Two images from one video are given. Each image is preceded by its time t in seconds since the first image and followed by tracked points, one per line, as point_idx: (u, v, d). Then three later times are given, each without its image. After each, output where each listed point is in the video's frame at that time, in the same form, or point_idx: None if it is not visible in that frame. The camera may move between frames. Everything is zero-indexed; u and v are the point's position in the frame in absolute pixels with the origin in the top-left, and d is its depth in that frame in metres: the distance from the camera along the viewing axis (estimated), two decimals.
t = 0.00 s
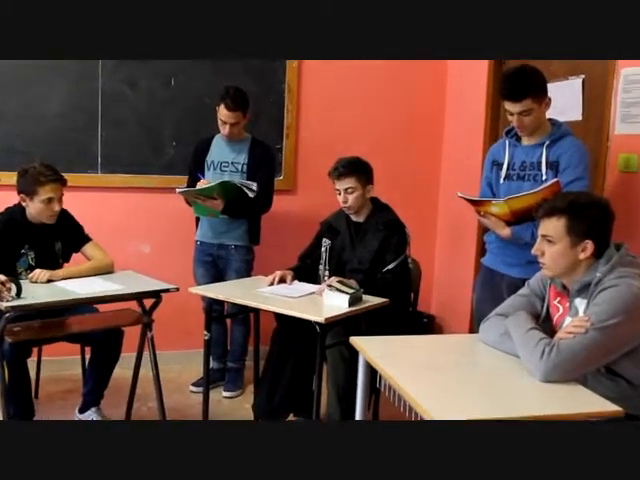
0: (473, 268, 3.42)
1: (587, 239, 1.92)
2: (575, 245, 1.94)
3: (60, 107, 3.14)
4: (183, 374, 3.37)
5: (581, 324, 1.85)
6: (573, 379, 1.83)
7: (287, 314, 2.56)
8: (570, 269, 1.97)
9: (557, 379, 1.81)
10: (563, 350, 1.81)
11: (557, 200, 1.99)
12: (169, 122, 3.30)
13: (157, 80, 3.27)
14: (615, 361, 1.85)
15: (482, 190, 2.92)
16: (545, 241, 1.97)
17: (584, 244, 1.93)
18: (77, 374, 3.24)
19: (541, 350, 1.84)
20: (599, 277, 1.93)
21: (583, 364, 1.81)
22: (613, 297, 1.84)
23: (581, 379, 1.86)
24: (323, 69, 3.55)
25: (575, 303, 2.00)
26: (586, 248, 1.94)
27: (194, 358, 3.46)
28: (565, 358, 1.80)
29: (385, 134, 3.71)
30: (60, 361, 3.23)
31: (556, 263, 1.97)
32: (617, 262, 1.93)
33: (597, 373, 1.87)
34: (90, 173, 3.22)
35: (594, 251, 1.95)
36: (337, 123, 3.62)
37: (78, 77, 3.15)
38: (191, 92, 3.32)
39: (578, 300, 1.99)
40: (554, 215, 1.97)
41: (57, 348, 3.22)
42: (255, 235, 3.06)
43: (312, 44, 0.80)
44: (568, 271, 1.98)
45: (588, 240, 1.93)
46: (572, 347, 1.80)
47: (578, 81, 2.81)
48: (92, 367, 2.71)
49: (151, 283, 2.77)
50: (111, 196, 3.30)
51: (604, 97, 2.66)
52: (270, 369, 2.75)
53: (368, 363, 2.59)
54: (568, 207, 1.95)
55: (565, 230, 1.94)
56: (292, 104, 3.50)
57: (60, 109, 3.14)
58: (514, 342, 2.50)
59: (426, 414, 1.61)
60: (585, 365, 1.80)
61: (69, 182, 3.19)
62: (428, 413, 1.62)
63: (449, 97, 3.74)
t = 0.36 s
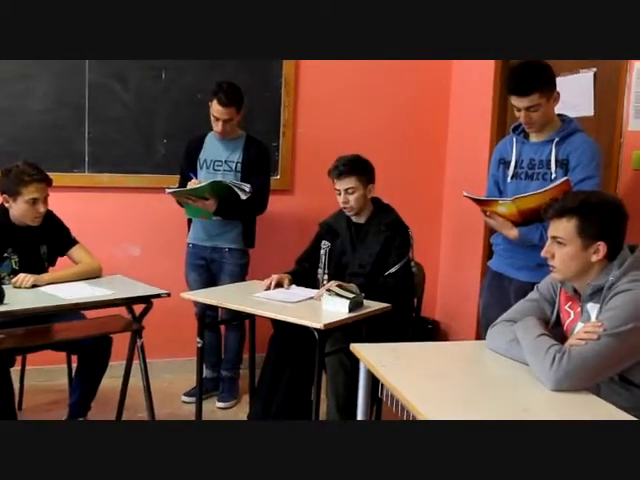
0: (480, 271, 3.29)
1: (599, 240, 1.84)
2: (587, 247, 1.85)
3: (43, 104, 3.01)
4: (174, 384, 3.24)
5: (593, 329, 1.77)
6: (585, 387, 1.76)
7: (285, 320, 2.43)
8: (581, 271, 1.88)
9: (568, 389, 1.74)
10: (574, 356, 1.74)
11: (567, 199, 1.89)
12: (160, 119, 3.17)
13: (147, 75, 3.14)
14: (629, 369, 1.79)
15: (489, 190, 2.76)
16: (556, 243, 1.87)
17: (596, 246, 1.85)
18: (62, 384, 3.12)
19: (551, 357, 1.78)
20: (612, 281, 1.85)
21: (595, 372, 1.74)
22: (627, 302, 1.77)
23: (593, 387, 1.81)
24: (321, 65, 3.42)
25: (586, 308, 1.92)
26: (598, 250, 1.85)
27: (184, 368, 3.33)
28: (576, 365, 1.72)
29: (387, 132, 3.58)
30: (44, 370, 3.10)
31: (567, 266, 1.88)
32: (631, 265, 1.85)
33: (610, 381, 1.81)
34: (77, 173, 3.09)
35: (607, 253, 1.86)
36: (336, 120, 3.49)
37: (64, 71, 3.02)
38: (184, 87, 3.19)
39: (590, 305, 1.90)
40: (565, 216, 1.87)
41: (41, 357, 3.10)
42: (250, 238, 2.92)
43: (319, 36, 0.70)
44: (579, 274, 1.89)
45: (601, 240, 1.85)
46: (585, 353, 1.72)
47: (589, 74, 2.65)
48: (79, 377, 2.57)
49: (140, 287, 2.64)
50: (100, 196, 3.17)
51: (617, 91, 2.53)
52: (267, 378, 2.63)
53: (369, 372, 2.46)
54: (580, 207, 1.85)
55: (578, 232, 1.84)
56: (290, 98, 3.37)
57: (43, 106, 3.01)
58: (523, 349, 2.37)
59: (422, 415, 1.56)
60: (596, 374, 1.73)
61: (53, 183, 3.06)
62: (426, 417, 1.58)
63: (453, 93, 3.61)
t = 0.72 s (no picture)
0: (484, 275, 3.16)
1: (610, 242, 1.77)
2: (597, 249, 1.77)
3: (26, 101, 2.90)
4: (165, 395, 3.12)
5: (605, 336, 1.69)
6: (596, 396, 1.68)
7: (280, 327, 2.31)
8: (592, 274, 1.81)
9: (580, 397, 1.67)
10: (585, 364, 1.65)
11: (577, 199, 1.82)
12: (149, 117, 3.06)
13: (136, 71, 3.03)
14: None
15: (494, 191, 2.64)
16: (564, 245, 1.82)
17: (607, 248, 1.77)
18: (47, 395, 3.02)
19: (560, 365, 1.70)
20: (624, 284, 1.78)
21: (608, 380, 1.66)
22: None
23: (606, 397, 1.73)
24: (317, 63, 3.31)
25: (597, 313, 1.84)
26: (609, 252, 1.78)
27: (176, 378, 3.21)
28: (589, 373, 1.64)
29: (386, 133, 3.47)
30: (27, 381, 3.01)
31: (577, 270, 1.81)
32: None
33: (623, 389, 1.73)
34: (63, 174, 2.98)
35: (619, 255, 1.79)
36: (333, 119, 3.37)
37: (48, 68, 2.92)
38: (174, 85, 3.08)
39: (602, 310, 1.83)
40: (574, 217, 1.80)
41: (24, 368, 3.00)
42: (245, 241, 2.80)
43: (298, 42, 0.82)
44: (589, 277, 1.82)
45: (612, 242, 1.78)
46: (597, 361, 1.64)
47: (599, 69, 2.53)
48: (65, 389, 2.45)
49: (129, 293, 2.52)
50: (87, 198, 3.05)
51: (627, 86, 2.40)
52: (262, 388, 2.52)
53: (369, 381, 2.34)
54: (590, 207, 1.78)
55: (588, 233, 1.77)
56: (285, 97, 3.25)
57: (26, 103, 2.90)
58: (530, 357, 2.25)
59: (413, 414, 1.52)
60: (610, 382, 1.65)
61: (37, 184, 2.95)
62: (420, 419, 1.54)
63: (455, 91, 3.49)
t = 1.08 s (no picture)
0: (486, 278, 3.08)
1: (617, 243, 1.67)
2: (603, 252, 1.68)
3: (7, 97, 2.80)
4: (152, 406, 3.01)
5: (611, 340, 1.60)
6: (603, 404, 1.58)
7: (273, 333, 2.21)
8: (597, 277, 1.71)
9: (585, 405, 1.57)
10: (590, 370, 1.56)
11: (583, 198, 1.72)
12: (135, 115, 2.96)
13: (121, 66, 2.92)
14: None
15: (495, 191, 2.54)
16: (568, 247, 1.72)
17: (614, 249, 1.68)
18: (30, 405, 2.97)
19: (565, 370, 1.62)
20: (630, 288, 1.67)
21: (614, 388, 1.56)
22: None
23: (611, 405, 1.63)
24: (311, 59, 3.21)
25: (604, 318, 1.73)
26: (616, 254, 1.68)
27: (165, 388, 3.11)
28: (593, 380, 1.55)
29: (383, 132, 3.37)
30: (10, 391, 2.96)
31: (582, 273, 1.71)
32: None
33: (629, 396, 1.63)
34: (45, 174, 2.87)
35: (626, 257, 1.69)
36: (327, 117, 3.28)
37: (29, 62, 2.81)
38: (162, 80, 2.97)
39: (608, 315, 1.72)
40: (579, 217, 1.71)
41: (6, 378, 2.96)
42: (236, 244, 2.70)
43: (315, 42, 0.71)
44: (594, 280, 1.72)
45: (618, 243, 1.68)
46: (602, 366, 1.55)
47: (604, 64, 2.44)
48: (49, 400, 2.34)
49: (115, 299, 2.41)
50: (71, 199, 2.95)
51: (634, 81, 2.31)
52: (253, 397, 2.41)
53: (365, 389, 2.24)
54: (595, 207, 1.68)
55: (593, 234, 1.68)
56: (276, 95, 3.16)
57: (7, 100, 2.80)
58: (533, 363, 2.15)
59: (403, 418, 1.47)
60: (616, 389, 1.56)
61: (19, 185, 2.85)
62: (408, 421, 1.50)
63: (456, 90, 3.39)
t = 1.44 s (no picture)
0: (496, 284, 3.02)
1: (630, 249, 1.60)
2: (616, 257, 1.61)
3: (1, 96, 2.74)
4: (149, 415, 2.95)
5: (624, 349, 1.53)
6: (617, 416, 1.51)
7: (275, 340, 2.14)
8: (609, 284, 1.64)
9: (596, 417, 1.50)
10: (603, 378, 1.49)
11: (595, 201, 1.65)
12: (132, 114, 2.89)
13: (119, 65, 2.85)
14: None
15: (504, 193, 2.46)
16: (579, 251, 1.65)
17: (627, 255, 1.61)
18: (25, 413, 2.90)
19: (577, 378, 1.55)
20: None
21: (628, 398, 1.49)
22: None
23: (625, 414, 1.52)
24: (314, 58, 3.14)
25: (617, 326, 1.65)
26: (629, 260, 1.61)
27: (163, 396, 3.05)
28: (606, 389, 1.47)
29: (388, 132, 3.30)
30: (5, 399, 2.90)
31: (594, 279, 1.64)
32: None
33: None
34: (41, 175, 2.81)
35: None
36: (331, 117, 3.20)
37: (24, 61, 2.75)
38: (161, 79, 2.90)
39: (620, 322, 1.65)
40: (591, 221, 1.64)
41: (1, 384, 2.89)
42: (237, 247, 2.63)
43: (319, 41, 0.81)
44: (606, 287, 1.65)
45: (632, 249, 1.61)
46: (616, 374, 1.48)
47: (618, 62, 2.36)
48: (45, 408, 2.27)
49: (112, 304, 2.34)
50: (69, 201, 2.88)
51: None
52: (254, 407, 2.34)
53: (370, 397, 2.16)
54: (608, 211, 1.62)
55: (605, 238, 1.61)
56: (278, 94, 3.09)
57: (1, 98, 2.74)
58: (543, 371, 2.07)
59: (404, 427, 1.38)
60: (629, 399, 1.49)
61: (14, 186, 2.78)
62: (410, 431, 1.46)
63: (463, 90, 3.32)
